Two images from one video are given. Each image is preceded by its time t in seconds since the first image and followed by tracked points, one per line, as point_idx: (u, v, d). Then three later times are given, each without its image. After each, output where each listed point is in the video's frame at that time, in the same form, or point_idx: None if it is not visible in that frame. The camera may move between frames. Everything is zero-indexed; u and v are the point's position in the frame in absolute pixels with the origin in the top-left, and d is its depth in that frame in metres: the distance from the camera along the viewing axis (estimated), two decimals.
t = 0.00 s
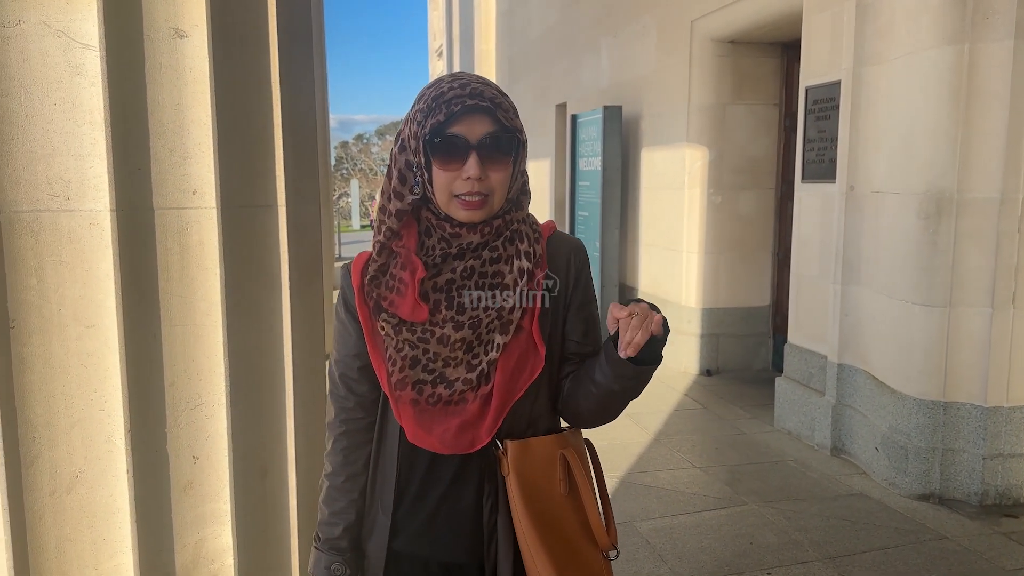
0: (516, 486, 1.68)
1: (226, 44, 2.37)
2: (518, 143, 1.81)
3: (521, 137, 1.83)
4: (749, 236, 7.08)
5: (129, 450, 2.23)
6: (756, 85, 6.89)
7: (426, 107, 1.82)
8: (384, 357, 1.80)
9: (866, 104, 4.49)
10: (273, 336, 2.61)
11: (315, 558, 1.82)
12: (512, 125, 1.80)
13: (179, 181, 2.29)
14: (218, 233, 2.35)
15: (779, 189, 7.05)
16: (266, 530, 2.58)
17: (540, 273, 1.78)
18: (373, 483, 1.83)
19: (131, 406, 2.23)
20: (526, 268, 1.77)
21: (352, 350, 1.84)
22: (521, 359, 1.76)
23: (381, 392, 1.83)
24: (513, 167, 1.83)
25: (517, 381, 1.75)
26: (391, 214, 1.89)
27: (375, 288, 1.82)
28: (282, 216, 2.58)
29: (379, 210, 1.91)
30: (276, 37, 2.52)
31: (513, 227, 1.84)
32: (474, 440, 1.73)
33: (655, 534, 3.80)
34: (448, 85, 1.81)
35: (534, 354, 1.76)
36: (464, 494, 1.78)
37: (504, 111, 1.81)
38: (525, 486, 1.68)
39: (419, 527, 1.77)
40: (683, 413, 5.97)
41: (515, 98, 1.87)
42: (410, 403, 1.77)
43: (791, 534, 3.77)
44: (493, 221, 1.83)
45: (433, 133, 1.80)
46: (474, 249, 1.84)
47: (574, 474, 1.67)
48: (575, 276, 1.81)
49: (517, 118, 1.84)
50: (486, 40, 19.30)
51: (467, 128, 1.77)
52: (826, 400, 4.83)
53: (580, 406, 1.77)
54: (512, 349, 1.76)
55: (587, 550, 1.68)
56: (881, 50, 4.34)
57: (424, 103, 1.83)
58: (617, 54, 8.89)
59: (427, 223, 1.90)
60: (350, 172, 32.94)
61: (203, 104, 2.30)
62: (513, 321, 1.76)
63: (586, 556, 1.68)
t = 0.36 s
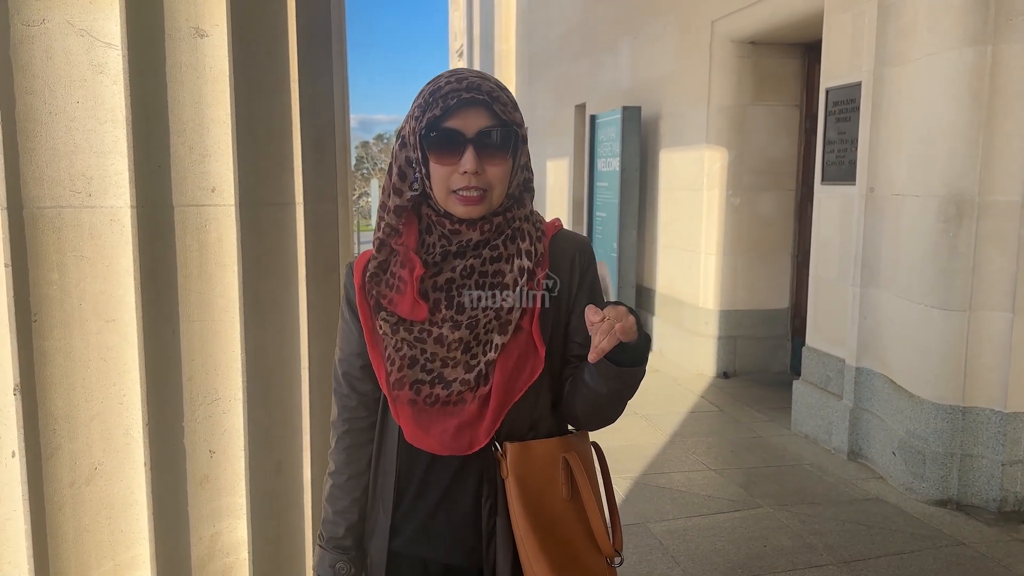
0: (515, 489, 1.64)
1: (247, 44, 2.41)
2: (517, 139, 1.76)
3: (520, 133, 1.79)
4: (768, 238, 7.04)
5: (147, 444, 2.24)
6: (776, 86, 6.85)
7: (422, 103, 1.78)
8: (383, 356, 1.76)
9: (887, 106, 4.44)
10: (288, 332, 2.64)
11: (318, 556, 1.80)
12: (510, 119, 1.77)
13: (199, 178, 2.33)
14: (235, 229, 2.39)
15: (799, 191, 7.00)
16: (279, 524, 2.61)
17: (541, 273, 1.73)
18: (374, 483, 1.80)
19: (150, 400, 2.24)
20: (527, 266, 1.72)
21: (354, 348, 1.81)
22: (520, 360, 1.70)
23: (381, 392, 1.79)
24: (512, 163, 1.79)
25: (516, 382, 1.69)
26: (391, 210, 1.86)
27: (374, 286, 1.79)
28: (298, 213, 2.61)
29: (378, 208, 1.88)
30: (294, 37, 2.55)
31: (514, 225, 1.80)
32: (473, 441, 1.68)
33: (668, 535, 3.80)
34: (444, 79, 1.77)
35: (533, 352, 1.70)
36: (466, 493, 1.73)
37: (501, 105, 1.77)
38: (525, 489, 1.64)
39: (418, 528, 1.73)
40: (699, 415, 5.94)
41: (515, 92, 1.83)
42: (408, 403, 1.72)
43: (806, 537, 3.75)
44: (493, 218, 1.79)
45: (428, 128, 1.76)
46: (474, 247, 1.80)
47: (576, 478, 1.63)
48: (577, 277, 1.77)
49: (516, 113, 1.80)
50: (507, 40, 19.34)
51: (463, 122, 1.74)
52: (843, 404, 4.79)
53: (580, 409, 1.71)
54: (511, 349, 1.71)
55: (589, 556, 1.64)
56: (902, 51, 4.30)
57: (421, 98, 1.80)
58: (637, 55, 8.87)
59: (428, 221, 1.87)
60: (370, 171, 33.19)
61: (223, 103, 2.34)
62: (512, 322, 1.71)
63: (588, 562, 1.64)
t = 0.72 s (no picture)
0: (525, 489, 1.62)
1: (276, 47, 2.46)
2: (534, 143, 1.76)
3: (537, 137, 1.79)
4: (797, 242, 6.97)
5: (175, 438, 2.26)
6: (807, 89, 6.78)
7: (441, 107, 1.80)
8: (400, 355, 1.78)
9: (919, 109, 4.38)
10: (313, 330, 2.68)
11: (332, 547, 1.83)
12: (527, 123, 1.77)
13: (229, 178, 2.37)
14: (264, 228, 2.43)
15: (829, 195, 6.92)
16: (303, 519, 2.65)
17: (555, 275, 1.71)
18: (389, 479, 1.82)
19: (178, 395, 2.26)
20: (540, 270, 1.71)
21: (374, 346, 1.85)
22: (533, 362, 1.69)
23: (398, 390, 1.81)
24: (529, 166, 1.78)
25: (527, 384, 1.68)
26: (410, 212, 1.86)
27: (392, 286, 1.81)
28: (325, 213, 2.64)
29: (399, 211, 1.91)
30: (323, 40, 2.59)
31: (531, 228, 1.79)
32: (484, 442, 1.68)
33: (691, 539, 3.77)
34: (462, 84, 1.79)
35: (546, 355, 1.69)
36: (479, 491, 1.74)
37: (518, 108, 1.78)
38: (535, 490, 1.62)
39: (431, 524, 1.74)
40: (724, 419, 5.90)
41: (533, 96, 1.82)
42: (421, 402, 1.73)
43: (830, 544, 3.71)
44: (509, 221, 1.79)
45: (446, 132, 1.78)
46: (490, 249, 1.80)
47: (588, 481, 1.60)
48: (593, 280, 1.76)
49: (533, 118, 1.80)
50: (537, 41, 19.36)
51: (479, 125, 1.75)
52: (871, 410, 4.72)
53: (593, 411, 1.70)
54: (523, 351, 1.69)
55: (601, 559, 1.62)
56: (935, 54, 4.24)
57: (440, 103, 1.82)
58: (666, 57, 8.84)
59: (447, 223, 1.88)
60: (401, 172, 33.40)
61: (254, 105, 2.39)
62: (524, 324, 1.70)
63: (599, 565, 1.62)
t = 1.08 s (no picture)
0: (538, 481, 1.66)
1: (308, 53, 2.53)
2: (552, 148, 1.81)
3: (555, 142, 1.84)
4: (831, 246, 6.89)
5: (208, 430, 2.32)
6: (842, 91, 6.71)
7: (463, 111, 1.85)
8: (419, 347, 1.82)
9: (953, 112, 4.32)
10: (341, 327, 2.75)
11: (354, 531, 1.88)
12: (546, 128, 1.81)
13: (263, 179, 2.45)
14: (296, 227, 2.51)
15: (865, 199, 6.83)
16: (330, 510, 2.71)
17: (570, 274, 1.76)
18: (408, 466, 1.87)
19: (211, 387, 2.33)
20: (556, 268, 1.76)
21: (394, 339, 1.90)
22: (547, 356, 1.73)
23: (417, 381, 1.84)
24: (547, 169, 1.83)
25: (541, 377, 1.72)
26: (432, 211, 1.93)
27: (413, 281, 1.85)
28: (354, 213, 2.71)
29: (421, 210, 1.96)
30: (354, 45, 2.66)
31: (547, 228, 1.83)
32: (498, 432, 1.72)
33: (716, 541, 3.76)
34: (484, 89, 1.83)
35: (560, 349, 1.72)
36: (493, 481, 1.77)
37: (537, 113, 1.81)
38: (547, 482, 1.65)
39: (447, 511, 1.78)
40: (755, 423, 5.86)
41: (552, 102, 1.87)
42: (439, 392, 1.77)
43: (855, 549, 3.68)
44: (527, 221, 1.83)
45: (467, 134, 1.82)
46: (508, 248, 1.85)
47: (599, 473, 1.63)
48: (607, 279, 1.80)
49: (552, 123, 1.84)
50: (573, 44, 19.37)
51: (499, 129, 1.79)
52: (902, 416, 4.66)
53: (604, 405, 1.74)
54: (538, 345, 1.73)
55: (612, 550, 1.65)
56: (970, 56, 4.18)
57: (462, 107, 1.86)
58: (701, 59, 8.80)
59: (467, 222, 1.92)
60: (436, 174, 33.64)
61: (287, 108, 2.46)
62: (539, 319, 1.73)
63: (610, 557, 1.64)
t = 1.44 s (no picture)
0: (543, 464, 1.71)
1: (336, 56, 2.61)
2: (560, 147, 1.86)
3: (563, 142, 1.89)
4: (864, 247, 6.81)
5: (236, 418, 2.40)
6: (876, 91, 6.63)
7: (475, 113, 1.90)
8: (433, 336, 1.89)
9: (984, 112, 4.26)
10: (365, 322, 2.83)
11: (370, 511, 1.93)
12: (554, 130, 1.86)
13: (291, 177, 2.54)
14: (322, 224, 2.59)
15: (898, 200, 6.74)
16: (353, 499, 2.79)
17: (576, 268, 1.81)
18: (422, 449, 1.93)
19: (240, 377, 2.41)
20: (563, 261, 1.81)
21: (409, 328, 1.97)
22: (553, 345, 1.79)
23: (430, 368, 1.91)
24: (555, 168, 1.88)
25: (547, 366, 1.78)
26: (445, 208, 1.98)
27: (428, 273, 1.92)
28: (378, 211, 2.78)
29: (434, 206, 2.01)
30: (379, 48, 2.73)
31: (555, 224, 1.89)
32: (506, 417, 1.78)
33: (736, 539, 3.77)
34: (495, 92, 1.88)
35: (565, 338, 1.78)
36: (499, 464, 1.82)
37: (546, 116, 1.86)
38: (552, 465, 1.70)
39: (456, 492, 1.83)
40: (783, 425, 5.83)
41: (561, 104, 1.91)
42: (450, 377, 1.83)
43: (876, 549, 3.66)
44: (536, 217, 1.89)
45: (479, 136, 1.87)
46: (517, 242, 1.91)
47: (602, 457, 1.68)
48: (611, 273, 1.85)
49: (560, 125, 1.89)
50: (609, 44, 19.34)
51: (510, 131, 1.84)
52: (930, 418, 4.61)
53: (607, 394, 1.78)
54: (544, 335, 1.79)
55: (614, 532, 1.69)
56: (1001, 55, 4.13)
57: (475, 109, 1.91)
58: (735, 60, 8.76)
59: (479, 218, 1.98)
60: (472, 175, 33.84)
61: (315, 109, 2.54)
62: (546, 310, 1.79)
63: (613, 539, 1.68)
